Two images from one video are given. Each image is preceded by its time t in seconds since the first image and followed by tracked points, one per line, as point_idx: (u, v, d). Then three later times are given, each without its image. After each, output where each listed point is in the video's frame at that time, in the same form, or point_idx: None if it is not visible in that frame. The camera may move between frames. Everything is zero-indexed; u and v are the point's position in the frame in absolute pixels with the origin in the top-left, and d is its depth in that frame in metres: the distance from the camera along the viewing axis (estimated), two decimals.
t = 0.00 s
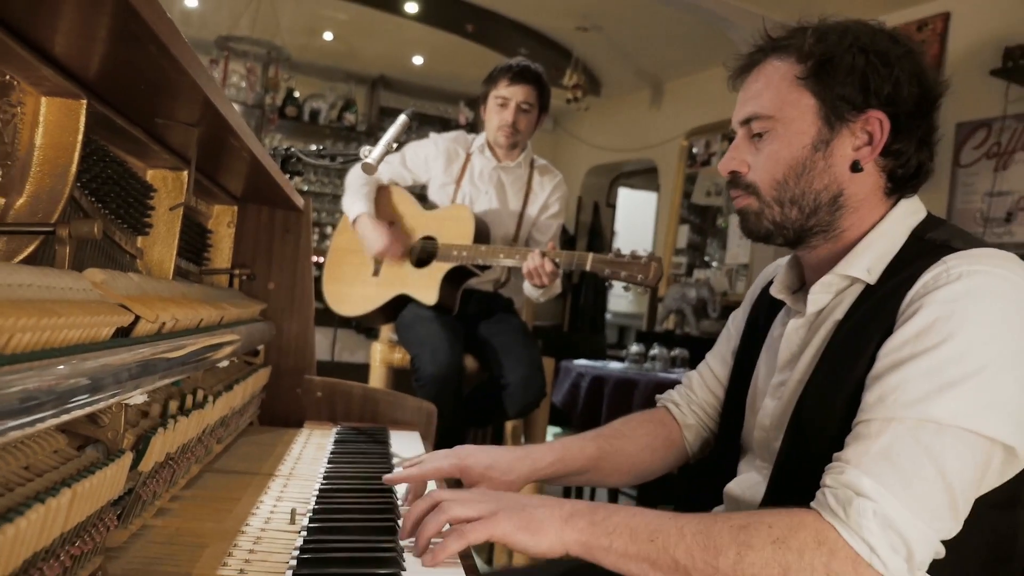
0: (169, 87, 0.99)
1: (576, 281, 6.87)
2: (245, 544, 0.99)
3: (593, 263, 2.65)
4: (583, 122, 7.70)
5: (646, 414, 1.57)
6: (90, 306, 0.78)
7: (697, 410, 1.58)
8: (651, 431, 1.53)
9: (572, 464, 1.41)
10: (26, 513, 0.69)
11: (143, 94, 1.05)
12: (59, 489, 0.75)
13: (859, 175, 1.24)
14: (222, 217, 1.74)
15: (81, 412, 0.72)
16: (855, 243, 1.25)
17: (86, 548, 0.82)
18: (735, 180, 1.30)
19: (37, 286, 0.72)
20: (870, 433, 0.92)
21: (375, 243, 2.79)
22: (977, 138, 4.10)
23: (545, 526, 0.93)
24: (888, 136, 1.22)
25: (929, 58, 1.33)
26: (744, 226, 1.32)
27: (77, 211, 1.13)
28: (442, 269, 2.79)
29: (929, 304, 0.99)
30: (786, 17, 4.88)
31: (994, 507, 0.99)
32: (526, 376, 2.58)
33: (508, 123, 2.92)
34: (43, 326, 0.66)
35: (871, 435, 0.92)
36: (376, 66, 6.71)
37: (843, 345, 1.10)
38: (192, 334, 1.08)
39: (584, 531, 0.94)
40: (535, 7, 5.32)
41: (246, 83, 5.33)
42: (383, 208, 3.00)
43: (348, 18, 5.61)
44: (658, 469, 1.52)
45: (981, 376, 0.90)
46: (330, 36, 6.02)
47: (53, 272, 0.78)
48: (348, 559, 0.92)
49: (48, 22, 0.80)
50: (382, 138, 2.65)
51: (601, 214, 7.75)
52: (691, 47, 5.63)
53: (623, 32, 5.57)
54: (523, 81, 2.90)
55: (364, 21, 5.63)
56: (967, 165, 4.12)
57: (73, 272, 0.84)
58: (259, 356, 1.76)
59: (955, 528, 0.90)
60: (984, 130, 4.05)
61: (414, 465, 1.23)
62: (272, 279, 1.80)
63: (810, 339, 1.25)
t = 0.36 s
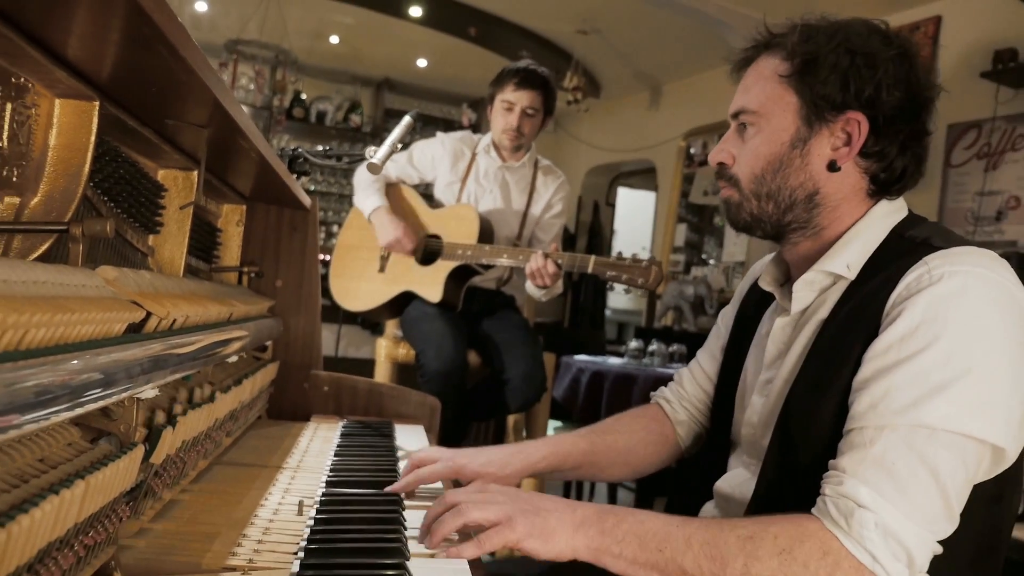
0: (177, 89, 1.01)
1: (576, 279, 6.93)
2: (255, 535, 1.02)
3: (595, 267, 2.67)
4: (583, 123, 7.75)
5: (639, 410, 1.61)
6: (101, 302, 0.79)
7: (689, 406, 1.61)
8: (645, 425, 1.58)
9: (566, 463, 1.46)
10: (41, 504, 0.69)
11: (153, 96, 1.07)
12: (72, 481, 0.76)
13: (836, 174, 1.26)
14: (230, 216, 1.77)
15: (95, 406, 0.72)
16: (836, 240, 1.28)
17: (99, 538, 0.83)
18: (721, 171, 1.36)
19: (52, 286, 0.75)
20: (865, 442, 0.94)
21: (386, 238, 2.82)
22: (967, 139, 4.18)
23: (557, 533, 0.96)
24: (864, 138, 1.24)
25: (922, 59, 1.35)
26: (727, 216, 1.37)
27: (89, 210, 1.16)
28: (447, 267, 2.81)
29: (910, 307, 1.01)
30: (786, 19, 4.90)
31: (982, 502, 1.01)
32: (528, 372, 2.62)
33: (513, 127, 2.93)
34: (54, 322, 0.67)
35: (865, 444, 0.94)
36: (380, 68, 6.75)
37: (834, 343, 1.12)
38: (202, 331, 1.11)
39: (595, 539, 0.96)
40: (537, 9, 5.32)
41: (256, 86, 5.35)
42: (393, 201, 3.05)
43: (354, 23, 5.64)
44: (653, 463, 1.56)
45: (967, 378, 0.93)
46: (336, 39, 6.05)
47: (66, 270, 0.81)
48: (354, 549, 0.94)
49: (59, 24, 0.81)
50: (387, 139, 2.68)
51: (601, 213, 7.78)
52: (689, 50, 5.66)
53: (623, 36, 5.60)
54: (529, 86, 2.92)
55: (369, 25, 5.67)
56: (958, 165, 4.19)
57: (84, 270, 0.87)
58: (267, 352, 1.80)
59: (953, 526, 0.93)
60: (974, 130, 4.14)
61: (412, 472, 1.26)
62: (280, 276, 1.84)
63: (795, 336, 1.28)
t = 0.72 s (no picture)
0: (188, 92, 1.03)
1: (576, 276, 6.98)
2: (265, 522, 1.05)
3: (594, 265, 2.71)
4: (581, 124, 7.75)
5: (632, 404, 1.66)
6: (117, 299, 0.80)
7: (682, 402, 1.66)
8: (637, 418, 1.62)
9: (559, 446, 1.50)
10: (60, 492, 0.70)
11: (164, 99, 1.08)
12: (89, 470, 0.76)
13: (823, 185, 1.30)
14: (241, 215, 1.82)
15: (110, 399, 0.74)
16: (819, 244, 1.32)
17: (116, 526, 0.85)
18: (707, 185, 1.36)
19: (70, 279, 0.74)
20: (841, 425, 0.98)
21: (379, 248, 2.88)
22: (952, 141, 4.22)
23: (543, 509, 1.01)
24: (850, 150, 1.28)
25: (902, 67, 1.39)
26: (715, 227, 1.38)
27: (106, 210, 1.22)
28: (450, 265, 2.86)
29: (890, 300, 1.05)
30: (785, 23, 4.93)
31: (962, 487, 1.05)
32: (529, 364, 2.67)
33: (517, 131, 2.97)
34: (72, 318, 0.68)
35: (841, 427, 0.98)
36: (388, 74, 6.79)
37: (819, 337, 1.16)
38: (213, 326, 1.14)
39: (580, 515, 1.01)
40: (538, 16, 5.34)
41: (265, 90, 5.38)
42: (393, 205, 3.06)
43: (360, 28, 5.67)
44: (644, 457, 1.60)
45: (941, 366, 0.97)
46: (342, 45, 6.09)
47: (83, 267, 0.80)
48: (361, 537, 0.98)
49: (75, 32, 0.82)
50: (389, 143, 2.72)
51: (598, 212, 7.80)
52: (686, 55, 5.69)
53: (620, 42, 5.62)
54: (534, 92, 2.93)
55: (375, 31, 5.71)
56: (943, 167, 4.23)
57: (102, 266, 0.87)
58: (277, 347, 1.83)
59: (924, 510, 0.96)
60: (960, 132, 4.17)
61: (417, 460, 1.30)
62: (289, 273, 1.88)
63: (784, 335, 1.31)
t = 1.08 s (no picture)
0: (193, 90, 1.04)
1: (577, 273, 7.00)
2: (270, 515, 1.06)
3: (594, 262, 2.72)
4: (581, 122, 7.77)
5: (633, 409, 1.67)
6: (122, 295, 0.81)
7: (679, 404, 1.68)
8: (639, 423, 1.63)
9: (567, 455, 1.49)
10: (66, 486, 0.70)
11: (168, 97, 1.09)
12: (94, 465, 0.77)
13: (841, 176, 1.32)
14: (246, 212, 1.84)
15: (116, 394, 0.76)
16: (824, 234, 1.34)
17: (122, 519, 0.86)
18: (723, 181, 1.34)
19: (76, 276, 0.75)
20: (872, 427, 0.99)
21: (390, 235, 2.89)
22: (949, 139, 4.22)
23: (578, 528, 0.94)
24: (867, 141, 1.31)
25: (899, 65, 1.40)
26: (732, 224, 1.36)
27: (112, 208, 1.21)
28: (452, 261, 2.86)
29: (902, 297, 1.06)
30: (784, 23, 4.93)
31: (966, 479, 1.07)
32: (531, 358, 2.69)
33: (518, 130, 2.98)
34: (78, 314, 0.69)
35: (871, 430, 0.99)
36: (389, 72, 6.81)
37: (827, 332, 1.18)
38: (218, 321, 1.16)
39: (619, 526, 0.96)
40: (539, 15, 5.34)
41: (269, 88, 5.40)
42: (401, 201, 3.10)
43: (364, 27, 5.68)
44: (643, 460, 1.61)
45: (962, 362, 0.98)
46: (346, 44, 6.10)
47: (90, 263, 0.81)
48: (362, 530, 0.99)
49: (80, 32, 0.83)
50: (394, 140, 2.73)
51: (599, 210, 7.82)
52: (686, 52, 5.70)
53: (621, 40, 5.62)
54: (535, 92, 2.94)
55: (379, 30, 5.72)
56: (940, 164, 4.23)
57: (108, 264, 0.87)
58: (281, 342, 1.85)
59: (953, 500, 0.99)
60: (957, 130, 4.18)
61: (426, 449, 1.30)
62: (293, 270, 1.89)
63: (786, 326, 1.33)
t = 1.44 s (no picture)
0: (194, 85, 1.03)
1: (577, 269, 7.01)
2: (271, 511, 1.07)
3: (595, 257, 2.72)
4: (582, 119, 7.76)
5: (637, 402, 1.68)
6: (123, 291, 0.81)
7: (683, 396, 1.69)
8: (644, 416, 1.64)
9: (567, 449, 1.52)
10: (66, 482, 0.70)
11: (168, 92, 1.09)
12: (96, 460, 0.77)
13: (821, 181, 1.31)
14: (246, 208, 1.84)
15: (117, 390, 0.75)
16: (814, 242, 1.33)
17: (123, 514, 0.86)
18: (703, 195, 1.35)
19: (75, 272, 0.75)
20: (840, 426, 0.99)
21: (376, 245, 2.88)
22: (950, 135, 4.22)
23: (547, 504, 1.02)
24: (843, 144, 1.30)
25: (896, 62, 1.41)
26: (716, 235, 1.37)
27: (113, 203, 1.21)
28: (453, 257, 2.86)
29: (882, 298, 1.06)
30: (784, 20, 4.93)
31: (956, 479, 1.07)
32: (531, 354, 2.69)
33: (511, 126, 2.97)
34: (79, 309, 0.69)
35: (840, 428, 0.99)
36: (389, 68, 6.81)
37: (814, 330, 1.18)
38: (219, 318, 1.15)
39: (586, 511, 1.02)
40: (539, 11, 5.33)
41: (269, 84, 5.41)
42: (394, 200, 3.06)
43: (365, 23, 5.67)
44: (651, 450, 1.62)
45: (936, 364, 0.97)
46: (346, 40, 6.09)
47: (89, 259, 0.82)
48: (361, 526, 0.99)
49: (79, 28, 0.83)
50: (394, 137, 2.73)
51: (600, 207, 7.82)
52: (687, 48, 5.69)
53: (622, 36, 5.62)
54: (529, 87, 2.94)
55: (379, 26, 5.72)
56: (941, 160, 4.23)
57: (108, 259, 0.87)
58: (281, 339, 1.87)
59: (925, 506, 0.96)
60: (958, 127, 4.17)
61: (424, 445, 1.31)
62: (293, 266, 1.89)
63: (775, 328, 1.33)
